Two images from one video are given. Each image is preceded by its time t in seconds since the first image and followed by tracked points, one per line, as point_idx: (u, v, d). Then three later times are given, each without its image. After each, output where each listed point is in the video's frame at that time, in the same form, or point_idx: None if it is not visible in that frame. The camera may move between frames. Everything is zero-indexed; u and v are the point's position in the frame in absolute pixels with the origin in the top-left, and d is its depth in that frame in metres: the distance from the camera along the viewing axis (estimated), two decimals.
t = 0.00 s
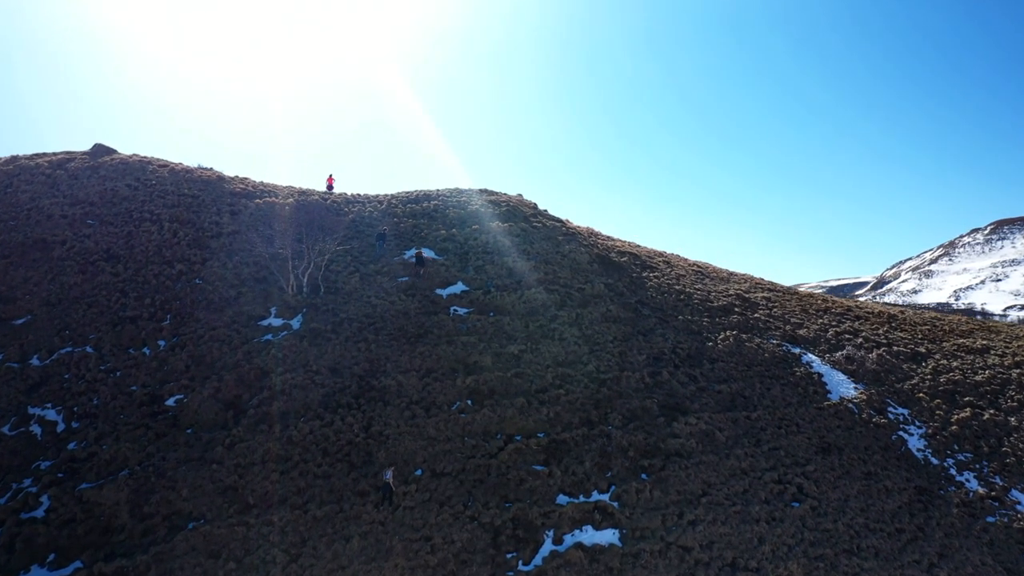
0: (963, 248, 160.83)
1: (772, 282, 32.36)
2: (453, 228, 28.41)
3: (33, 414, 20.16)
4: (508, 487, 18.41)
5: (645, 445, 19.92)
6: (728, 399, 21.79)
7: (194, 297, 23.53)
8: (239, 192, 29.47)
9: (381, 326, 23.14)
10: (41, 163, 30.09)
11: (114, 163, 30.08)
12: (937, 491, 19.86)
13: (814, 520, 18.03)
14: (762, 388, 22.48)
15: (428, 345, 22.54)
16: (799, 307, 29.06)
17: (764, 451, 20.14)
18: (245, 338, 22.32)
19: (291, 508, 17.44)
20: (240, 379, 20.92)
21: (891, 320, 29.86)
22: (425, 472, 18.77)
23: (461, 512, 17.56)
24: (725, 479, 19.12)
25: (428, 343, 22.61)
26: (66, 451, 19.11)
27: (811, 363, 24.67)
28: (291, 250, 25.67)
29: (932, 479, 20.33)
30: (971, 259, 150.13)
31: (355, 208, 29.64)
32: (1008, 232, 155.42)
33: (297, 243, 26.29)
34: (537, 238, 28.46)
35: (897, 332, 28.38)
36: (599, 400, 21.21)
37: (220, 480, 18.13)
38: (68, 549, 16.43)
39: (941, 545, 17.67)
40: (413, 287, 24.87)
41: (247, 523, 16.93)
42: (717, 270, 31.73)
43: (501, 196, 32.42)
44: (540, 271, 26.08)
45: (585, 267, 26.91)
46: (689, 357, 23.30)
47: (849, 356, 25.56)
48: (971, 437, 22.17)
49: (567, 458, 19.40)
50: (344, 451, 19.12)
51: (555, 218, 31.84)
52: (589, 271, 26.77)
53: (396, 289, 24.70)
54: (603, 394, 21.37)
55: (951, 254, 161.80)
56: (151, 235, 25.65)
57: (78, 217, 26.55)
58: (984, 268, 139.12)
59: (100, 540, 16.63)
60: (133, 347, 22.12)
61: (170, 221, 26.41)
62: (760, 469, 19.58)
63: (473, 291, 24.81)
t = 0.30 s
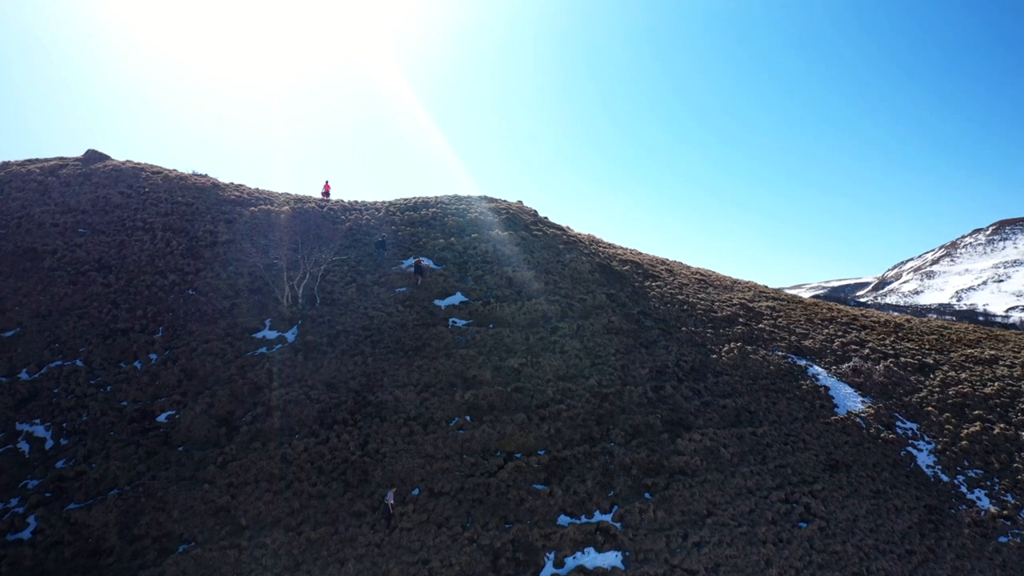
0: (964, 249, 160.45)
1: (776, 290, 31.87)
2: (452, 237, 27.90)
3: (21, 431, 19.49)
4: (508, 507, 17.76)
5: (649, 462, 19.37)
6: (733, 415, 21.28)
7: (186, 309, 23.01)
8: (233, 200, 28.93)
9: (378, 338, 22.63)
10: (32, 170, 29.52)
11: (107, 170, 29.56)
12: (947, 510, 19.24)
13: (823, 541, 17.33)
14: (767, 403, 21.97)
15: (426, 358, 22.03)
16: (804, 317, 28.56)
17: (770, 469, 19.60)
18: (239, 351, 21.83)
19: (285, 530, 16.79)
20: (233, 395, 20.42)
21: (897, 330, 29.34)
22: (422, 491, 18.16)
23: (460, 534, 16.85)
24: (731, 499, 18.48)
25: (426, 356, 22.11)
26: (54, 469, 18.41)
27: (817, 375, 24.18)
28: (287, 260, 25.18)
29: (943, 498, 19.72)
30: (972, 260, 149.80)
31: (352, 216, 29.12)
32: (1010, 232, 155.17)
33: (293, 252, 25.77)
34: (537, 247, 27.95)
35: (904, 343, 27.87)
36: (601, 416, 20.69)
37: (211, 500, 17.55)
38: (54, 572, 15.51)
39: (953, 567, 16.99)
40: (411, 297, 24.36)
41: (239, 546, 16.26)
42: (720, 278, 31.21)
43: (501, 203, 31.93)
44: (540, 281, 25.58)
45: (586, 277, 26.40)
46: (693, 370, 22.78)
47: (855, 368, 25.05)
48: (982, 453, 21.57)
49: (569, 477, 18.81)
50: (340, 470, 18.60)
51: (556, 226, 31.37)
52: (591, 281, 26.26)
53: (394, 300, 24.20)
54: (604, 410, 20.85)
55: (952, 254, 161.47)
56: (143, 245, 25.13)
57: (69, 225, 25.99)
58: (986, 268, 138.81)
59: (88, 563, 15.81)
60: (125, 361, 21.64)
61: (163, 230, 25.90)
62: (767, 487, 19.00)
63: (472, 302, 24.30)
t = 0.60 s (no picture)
0: (966, 250, 159.98)
1: (781, 299, 31.33)
2: (451, 245, 27.38)
3: (8, 448, 18.91)
4: (507, 528, 17.09)
5: (652, 481, 18.76)
6: (738, 431, 20.75)
7: (179, 322, 22.49)
8: (228, 207, 28.40)
9: (375, 351, 22.11)
10: (24, 176, 28.99)
11: (99, 177, 29.02)
12: (959, 529, 18.56)
13: (832, 564, 16.50)
14: (773, 418, 21.45)
15: (423, 372, 21.51)
16: (809, 327, 28.02)
17: (777, 487, 19.01)
18: (232, 365, 21.31)
19: (278, 554, 16.11)
20: (225, 411, 19.89)
21: (904, 340, 28.80)
22: (419, 512, 17.53)
23: (458, 557, 16.14)
24: (736, 519, 17.77)
25: (423, 370, 21.58)
26: (41, 489, 17.84)
27: (824, 388, 23.64)
28: (282, 270, 24.64)
29: (954, 517, 19.06)
30: (975, 261, 149.29)
31: (350, 224, 28.60)
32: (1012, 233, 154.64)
33: (288, 262, 25.22)
34: (538, 256, 27.43)
35: (911, 353, 27.33)
36: (603, 432, 20.14)
37: (202, 522, 16.91)
38: None
39: None
40: (408, 309, 23.83)
41: (230, 570, 15.54)
42: (724, 287, 30.70)
43: (501, 210, 31.41)
44: (541, 291, 25.06)
45: (588, 287, 25.88)
46: (697, 384, 22.25)
47: (862, 381, 24.53)
48: (993, 469, 20.93)
49: (570, 496, 18.19)
50: (335, 489, 17.99)
51: (556, 233, 30.85)
52: (592, 292, 25.73)
53: (390, 312, 23.66)
54: (606, 426, 20.30)
55: (954, 255, 160.89)
56: (136, 255, 24.62)
57: (60, 234, 25.45)
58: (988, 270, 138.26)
59: None
60: (115, 375, 21.11)
61: (156, 239, 25.36)
62: (773, 507, 18.35)
63: (471, 313, 23.78)
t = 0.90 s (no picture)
0: (968, 251, 159.40)
1: (786, 308, 30.80)
2: (450, 254, 26.86)
3: None
4: (506, 550, 16.31)
5: (655, 500, 18.09)
6: (744, 447, 20.22)
7: (170, 334, 21.96)
8: (222, 215, 27.85)
9: (371, 365, 21.58)
10: (14, 183, 28.45)
11: (91, 183, 28.47)
12: (971, 550, 17.91)
13: None
14: (780, 433, 20.92)
15: (421, 387, 20.98)
16: (815, 337, 27.47)
17: (784, 506, 18.36)
18: (225, 380, 20.79)
19: None
20: (218, 428, 19.35)
21: (911, 350, 28.25)
22: (416, 533, 16.75)
23: None
24: (743, 540, 17.00)
25: (421, 384, 21.06)
26: (26, 509, 17.22)
27: (830, 402, 23.10)
28: (276, 280, 24.10)
29: (965, 537, 18.41)
30: (976, 262, 148.80)
31: (346, 231, 28.06)
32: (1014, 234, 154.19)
33: (283, 271, 24.66)
34: (538, 265, 26.89)
35: (919, 364, 26.80)
36: (605, 449, 19.58)
37: (193, 544, 16.17)
38: None
39: None
40: (406, 320, 23.30)
41: None
42: (727, 295, 30.18)
43: (500, 218, 30.90)
44: (541, 301, 24.53)
45: (589, 297, 25.36)
46: (701, 398, 21.72)
47: (870, 394, 24.01)
48: (1004, 486, 20.32)
49: (571, 516, 17.49)
50: (329, 510, 17.26)
51: (557, 242, 30.33)
52: (593, 302, 25.20)
53: (388, 323, 23.14)
54: (608, 443, 19.74)
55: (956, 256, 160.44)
56: (127, 265, 24.09)
57: (50, 242, 24.89)
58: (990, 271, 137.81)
59: None
60: (105, 390, 20.58)
61: (148, 248, 24.83)
62: (780, 528, 17.60)
63: (470, 325, 23.25)
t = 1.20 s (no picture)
0: (969, 252, 158.94)
1: (790, 316, 30.26)
2: (448, 263, 26.31)
3: None
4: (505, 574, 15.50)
5: (659, 521, 17.34)
6: (750, 464, 19.64)
7: (161, 347, 21.41)
8: (216, 223, 27.29)
9: (367, 380, 21.03)
10: (4, 190, 27.89)
11: (82, 190, 27.91)
12: (984, 571, 17.11)
13: None
14: (786, 449, 20.37)
15: (418, 402, 20.43)
16: (820, 348, 26.91)
17: (792, 526, 17.60)
18: (217, 395, 20.24)
19: None
20: (209, 446, 18.76)
21: (918, 360, 27.67)
22: (412, 556, 15.90)
23: None
24: (749, 563, 16.17)
25: (418, 400, 20.51)
26: (9, 531, 16.52)
27: (838, 416, 22.54)
28: (270, 291, 23.53)
29: (977, 557, 17.62)
30: (979, 263, 148.24)
31: (342, 240, 27.51)
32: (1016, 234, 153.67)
33: (277, 281, 24.09)
34: (538, 274, 26.32)
35: (927, 376, 26.23)
36: (608, 467, 18.97)
37: (181, 569, 15.38)
38: None
39: None
40: (403, 332, 22.75)
41: None
42: (731, 304, 29.63)
43: (499, 226, 30.36)
44: (541, 312, 23.98)
45: (590, 308, 24.81)
46: (705, 413, 21.16)
47: (878, 407, 23.46)
48: (1019, 504, 19.57)
49: (572, 538, 16.73)
50: (323, 532, 16.49)
51: (557, 250, 29.78)
52: (595, 313, 24.64)
53: (384, 336, 22.59)
54: (611, 460, 19.15)
55: (958, 256, 159.97)
56: (118, 275, 23.54)
57: (39, 251, 24.30)
58: (992, 272, 137.33)
59: None
60: (93, 405, 19.99)
61: (139, 258, 24.27)
62: (788, 549, 16.76)
63: (468, 337, 22.70)
